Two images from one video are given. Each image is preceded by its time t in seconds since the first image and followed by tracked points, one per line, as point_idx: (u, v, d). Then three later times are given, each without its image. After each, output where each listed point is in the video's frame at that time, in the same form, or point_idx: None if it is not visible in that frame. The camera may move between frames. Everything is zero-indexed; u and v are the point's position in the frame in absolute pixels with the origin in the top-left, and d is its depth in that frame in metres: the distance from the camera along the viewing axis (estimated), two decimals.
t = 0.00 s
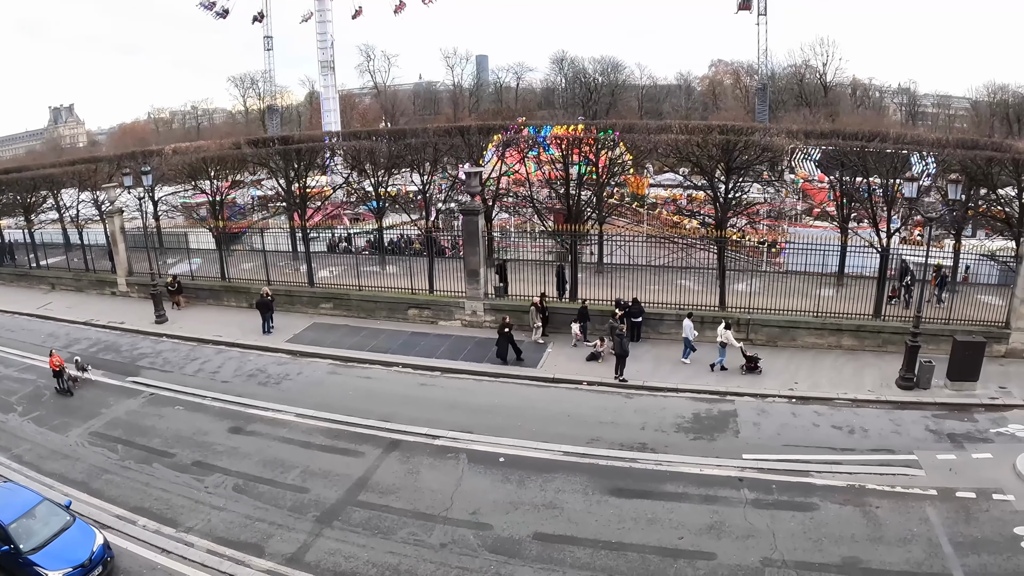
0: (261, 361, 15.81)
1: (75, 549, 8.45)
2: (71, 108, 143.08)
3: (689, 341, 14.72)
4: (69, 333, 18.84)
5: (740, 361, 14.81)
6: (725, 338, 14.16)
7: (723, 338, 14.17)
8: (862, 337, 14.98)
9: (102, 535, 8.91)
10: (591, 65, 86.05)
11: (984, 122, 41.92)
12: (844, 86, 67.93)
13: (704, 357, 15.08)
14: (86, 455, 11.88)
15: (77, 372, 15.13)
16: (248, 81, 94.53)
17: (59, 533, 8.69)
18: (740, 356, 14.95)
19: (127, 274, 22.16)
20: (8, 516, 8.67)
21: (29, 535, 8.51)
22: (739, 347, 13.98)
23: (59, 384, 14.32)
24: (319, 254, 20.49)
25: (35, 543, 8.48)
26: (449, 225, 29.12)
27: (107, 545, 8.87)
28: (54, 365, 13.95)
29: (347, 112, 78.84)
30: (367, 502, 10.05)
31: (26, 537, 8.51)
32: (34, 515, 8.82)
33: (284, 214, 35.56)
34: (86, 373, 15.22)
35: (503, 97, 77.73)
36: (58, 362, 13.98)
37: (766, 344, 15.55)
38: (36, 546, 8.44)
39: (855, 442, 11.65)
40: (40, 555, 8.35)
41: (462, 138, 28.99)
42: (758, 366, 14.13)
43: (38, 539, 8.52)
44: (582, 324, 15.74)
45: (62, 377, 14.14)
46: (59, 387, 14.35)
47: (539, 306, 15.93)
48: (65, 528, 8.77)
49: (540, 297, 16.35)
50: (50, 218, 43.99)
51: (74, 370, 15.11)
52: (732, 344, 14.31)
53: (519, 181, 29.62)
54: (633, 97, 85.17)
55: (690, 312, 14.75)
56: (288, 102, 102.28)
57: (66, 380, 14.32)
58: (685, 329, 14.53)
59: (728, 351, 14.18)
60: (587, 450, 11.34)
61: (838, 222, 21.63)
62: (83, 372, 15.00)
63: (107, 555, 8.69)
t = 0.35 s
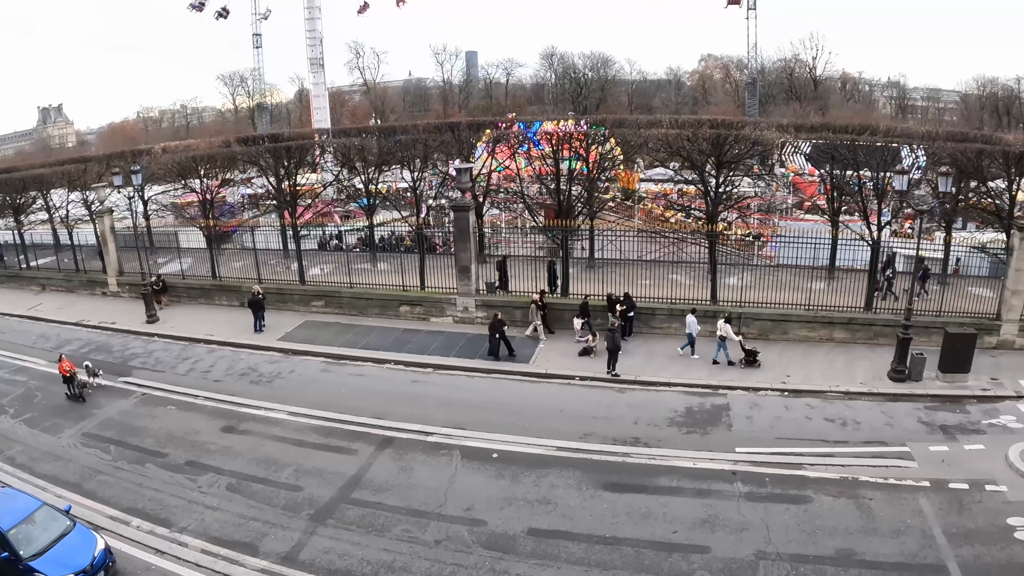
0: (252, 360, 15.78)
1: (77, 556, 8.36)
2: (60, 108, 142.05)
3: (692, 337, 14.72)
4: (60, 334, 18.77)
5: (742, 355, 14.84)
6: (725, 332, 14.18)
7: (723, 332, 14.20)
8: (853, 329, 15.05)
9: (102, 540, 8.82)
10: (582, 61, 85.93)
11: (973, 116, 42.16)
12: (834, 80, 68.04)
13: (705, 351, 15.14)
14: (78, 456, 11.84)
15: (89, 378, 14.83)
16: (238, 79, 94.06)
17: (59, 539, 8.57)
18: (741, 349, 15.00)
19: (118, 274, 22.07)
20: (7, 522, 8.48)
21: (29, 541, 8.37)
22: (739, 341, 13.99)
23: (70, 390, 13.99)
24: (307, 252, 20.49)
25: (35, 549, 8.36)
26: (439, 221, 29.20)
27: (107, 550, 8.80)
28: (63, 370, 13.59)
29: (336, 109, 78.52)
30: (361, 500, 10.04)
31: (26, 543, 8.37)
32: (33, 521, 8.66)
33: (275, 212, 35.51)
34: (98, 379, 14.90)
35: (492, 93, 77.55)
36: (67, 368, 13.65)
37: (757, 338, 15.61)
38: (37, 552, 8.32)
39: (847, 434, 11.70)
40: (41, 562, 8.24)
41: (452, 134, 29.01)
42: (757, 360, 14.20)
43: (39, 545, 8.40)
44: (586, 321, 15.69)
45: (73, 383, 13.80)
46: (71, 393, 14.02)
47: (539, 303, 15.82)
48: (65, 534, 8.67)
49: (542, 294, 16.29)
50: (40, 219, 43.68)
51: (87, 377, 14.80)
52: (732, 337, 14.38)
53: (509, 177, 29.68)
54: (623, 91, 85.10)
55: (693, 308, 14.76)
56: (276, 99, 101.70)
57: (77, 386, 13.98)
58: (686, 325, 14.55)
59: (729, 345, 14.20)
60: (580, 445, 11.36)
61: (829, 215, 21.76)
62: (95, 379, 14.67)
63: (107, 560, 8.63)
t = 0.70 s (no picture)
0: (233, 360, 15.70)
1: (67, 565, 8.25)
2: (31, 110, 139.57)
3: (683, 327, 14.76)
4: (36, 340, 18.54)
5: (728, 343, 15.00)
6: (714, 321, 14.26)
7: (712, 321, 14.27)
8: (832, 315, 15.25)
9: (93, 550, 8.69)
10: (558, 53, 85.86)
11: (946, 100, 42.78)
12: (807, 69, 68.60)
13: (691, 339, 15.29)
14: (60, 463, 11.72)
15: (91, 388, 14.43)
16: (211, 78, 92.88)
17: (49, 549, 8.41)
18: (729, 337, 15.13)
19: (94, 278, 21.84)
20: None
21: (17, 554, 8.14)
22: (728, 328, 14.10)
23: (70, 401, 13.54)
24: (284, 250, 20.47)
25: (25, 561, 8.16)
26: (416, 216, 29.28)
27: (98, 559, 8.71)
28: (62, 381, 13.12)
29: (311, 105, 77.81)
30: (346, 498, 10.03)
31: (15, 555, 8.15)
32: (22, 533, 8.42)
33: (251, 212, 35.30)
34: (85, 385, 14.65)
35: (467, 87, 77.28)
36: (66, 378, 13.18)
37: (736, 325, 15.77)
38: (27, 564, 8.13)
39: (828, 419, 11.84)
40: (31, 574, 8.06)
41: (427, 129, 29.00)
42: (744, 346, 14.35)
43: (29, 557, 8.20)
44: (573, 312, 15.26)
45: (73, 394, 13.33)
46: (70, 404, 13.56)
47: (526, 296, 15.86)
48: (55, 544, 8.49)
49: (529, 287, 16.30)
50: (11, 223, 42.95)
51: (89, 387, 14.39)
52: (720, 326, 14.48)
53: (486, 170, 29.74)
54: (598, 82, 85.15)
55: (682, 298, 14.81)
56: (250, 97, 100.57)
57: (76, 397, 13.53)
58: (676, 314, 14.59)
59: (718, 333, 14.32)
60: (564, 437, 11.41)
61: (805, 202, 22.12)
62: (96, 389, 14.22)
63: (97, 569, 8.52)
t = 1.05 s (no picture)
0: (216, 361, 15.64)
1: (61, 570, 8.10)
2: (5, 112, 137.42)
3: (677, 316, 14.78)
4: (17, 345, 18.36)
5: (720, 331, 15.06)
6: (705, 312, 14.21)
7: (704, 311, 14.23)
8: (814, 303, 15.43)
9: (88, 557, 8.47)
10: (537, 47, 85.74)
11: (922, 88, 43.11)
12: (784, 59, 68.99)
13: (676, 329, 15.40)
14: (45, 469, 11.63)
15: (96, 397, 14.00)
16: (188, 77, 91.80)
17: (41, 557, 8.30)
18: (721, 327, 15.24)
19: (73, 281, 21.65)
20: None
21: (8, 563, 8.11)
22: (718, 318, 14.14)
23: (75, 411, 13.15)
24: (265, 249, 20.41)
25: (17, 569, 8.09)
26: (396, 211, 29.31)
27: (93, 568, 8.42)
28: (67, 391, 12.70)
29: (289, 104, 77.22)
30: (335, 496, 10.04)
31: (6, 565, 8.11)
32: (12, 542, 8.39)
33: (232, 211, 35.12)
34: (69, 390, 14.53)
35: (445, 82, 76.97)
36: (71, 388, 12.70)
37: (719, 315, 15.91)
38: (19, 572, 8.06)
39: (812, 406, 11.96)
40: None
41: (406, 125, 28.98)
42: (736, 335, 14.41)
43: (21, 565, 8.14)
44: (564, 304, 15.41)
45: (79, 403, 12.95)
46: (77, 415, 13.16)
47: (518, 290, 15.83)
48: (47, 551, 8.38)
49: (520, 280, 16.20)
50: None
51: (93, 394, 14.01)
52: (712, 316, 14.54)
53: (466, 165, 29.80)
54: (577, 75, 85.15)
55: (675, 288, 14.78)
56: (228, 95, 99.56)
57: (82, 406, 13.15)
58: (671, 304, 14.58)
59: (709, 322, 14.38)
60: (550, 430, 11.47)
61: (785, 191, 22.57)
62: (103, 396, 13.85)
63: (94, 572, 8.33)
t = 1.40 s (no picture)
0: (211, 360, 15.62)
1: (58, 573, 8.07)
2: None
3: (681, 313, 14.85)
4: (10, 347, 18.32)
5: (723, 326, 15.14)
6: (709, 306, 14.30)
7: (708, 306, 14.32)
8: (808, 297, 15.52)
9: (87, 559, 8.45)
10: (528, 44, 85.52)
11: (913, 82, 43.12)
12: (775, 54, 68.98)
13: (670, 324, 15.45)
14: (42, 472, 11.61)
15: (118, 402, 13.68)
16: (178, 77, 91.30)
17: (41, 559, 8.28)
18: (723, 320, 15.29)
19: (67, 283, 21.62)
20: None
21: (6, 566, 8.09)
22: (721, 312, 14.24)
23: (97, 417, 12.76)
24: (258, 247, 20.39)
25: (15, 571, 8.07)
26: (389, 209, 29.36)
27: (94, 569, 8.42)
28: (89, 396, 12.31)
29: (279, 103, 76.89)
30: (333, 494, 10.05)
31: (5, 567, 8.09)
32: (11, 545, 8.37)
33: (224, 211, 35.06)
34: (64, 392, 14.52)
35: (435, 79, 76.71)
36: (92, 393, 12.29)
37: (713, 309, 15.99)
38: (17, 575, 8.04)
39: (808, 399, 12.01)
40: None
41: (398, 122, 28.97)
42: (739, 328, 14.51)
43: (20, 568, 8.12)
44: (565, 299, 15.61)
45: (100, 408, 12.59)
46: (99, 420, 12.78)
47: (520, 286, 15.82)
48: (46, 554, 8.35)
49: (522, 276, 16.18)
50: None
51: (111, 398, 13.63)
52: (715, 310, 14.58)
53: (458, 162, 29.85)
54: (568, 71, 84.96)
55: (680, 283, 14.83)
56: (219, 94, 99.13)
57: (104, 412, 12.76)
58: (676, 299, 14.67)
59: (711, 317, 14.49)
60: (547, 425, 11.50)
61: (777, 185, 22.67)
62: (121, 401, 13.46)
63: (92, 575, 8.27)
